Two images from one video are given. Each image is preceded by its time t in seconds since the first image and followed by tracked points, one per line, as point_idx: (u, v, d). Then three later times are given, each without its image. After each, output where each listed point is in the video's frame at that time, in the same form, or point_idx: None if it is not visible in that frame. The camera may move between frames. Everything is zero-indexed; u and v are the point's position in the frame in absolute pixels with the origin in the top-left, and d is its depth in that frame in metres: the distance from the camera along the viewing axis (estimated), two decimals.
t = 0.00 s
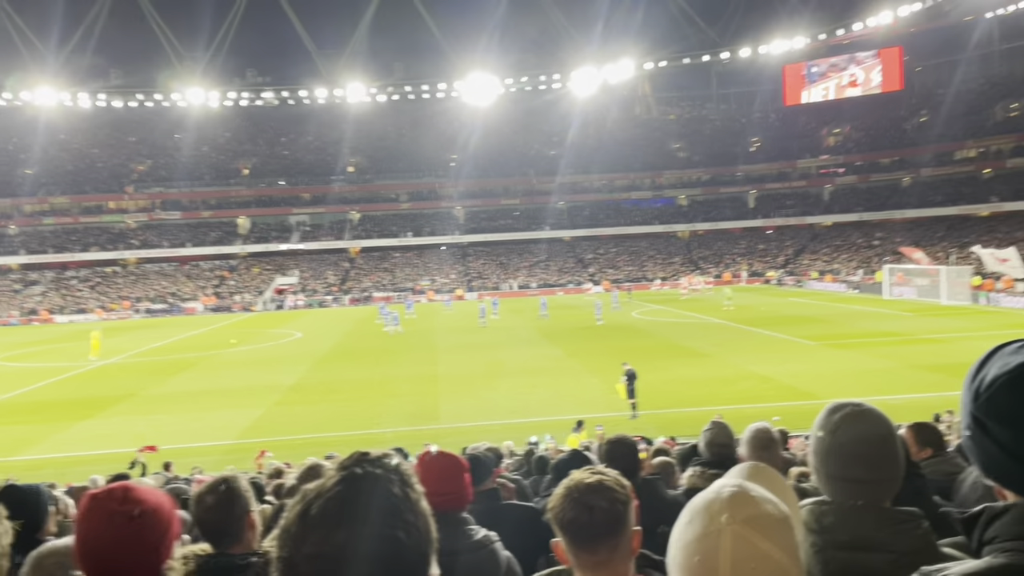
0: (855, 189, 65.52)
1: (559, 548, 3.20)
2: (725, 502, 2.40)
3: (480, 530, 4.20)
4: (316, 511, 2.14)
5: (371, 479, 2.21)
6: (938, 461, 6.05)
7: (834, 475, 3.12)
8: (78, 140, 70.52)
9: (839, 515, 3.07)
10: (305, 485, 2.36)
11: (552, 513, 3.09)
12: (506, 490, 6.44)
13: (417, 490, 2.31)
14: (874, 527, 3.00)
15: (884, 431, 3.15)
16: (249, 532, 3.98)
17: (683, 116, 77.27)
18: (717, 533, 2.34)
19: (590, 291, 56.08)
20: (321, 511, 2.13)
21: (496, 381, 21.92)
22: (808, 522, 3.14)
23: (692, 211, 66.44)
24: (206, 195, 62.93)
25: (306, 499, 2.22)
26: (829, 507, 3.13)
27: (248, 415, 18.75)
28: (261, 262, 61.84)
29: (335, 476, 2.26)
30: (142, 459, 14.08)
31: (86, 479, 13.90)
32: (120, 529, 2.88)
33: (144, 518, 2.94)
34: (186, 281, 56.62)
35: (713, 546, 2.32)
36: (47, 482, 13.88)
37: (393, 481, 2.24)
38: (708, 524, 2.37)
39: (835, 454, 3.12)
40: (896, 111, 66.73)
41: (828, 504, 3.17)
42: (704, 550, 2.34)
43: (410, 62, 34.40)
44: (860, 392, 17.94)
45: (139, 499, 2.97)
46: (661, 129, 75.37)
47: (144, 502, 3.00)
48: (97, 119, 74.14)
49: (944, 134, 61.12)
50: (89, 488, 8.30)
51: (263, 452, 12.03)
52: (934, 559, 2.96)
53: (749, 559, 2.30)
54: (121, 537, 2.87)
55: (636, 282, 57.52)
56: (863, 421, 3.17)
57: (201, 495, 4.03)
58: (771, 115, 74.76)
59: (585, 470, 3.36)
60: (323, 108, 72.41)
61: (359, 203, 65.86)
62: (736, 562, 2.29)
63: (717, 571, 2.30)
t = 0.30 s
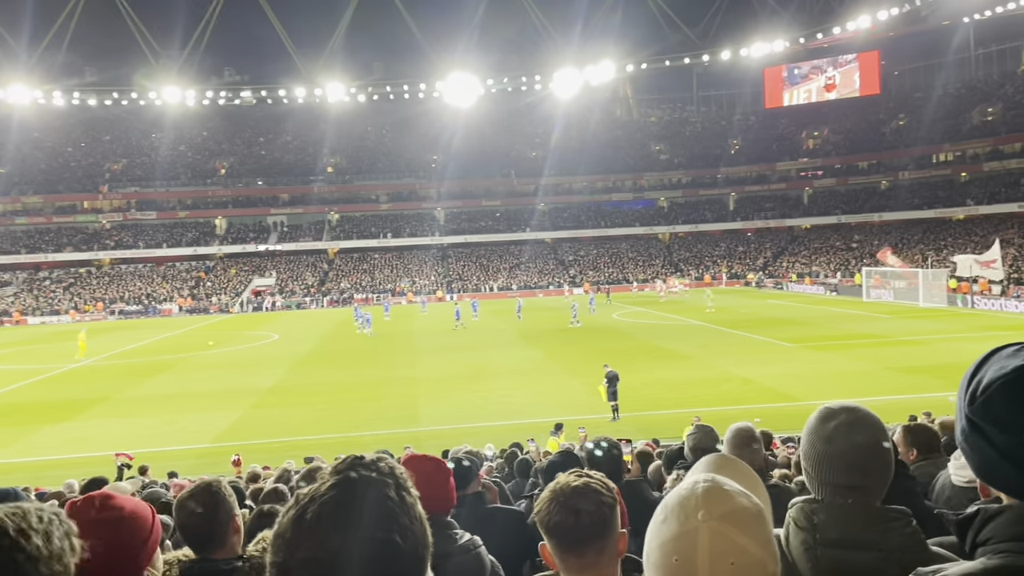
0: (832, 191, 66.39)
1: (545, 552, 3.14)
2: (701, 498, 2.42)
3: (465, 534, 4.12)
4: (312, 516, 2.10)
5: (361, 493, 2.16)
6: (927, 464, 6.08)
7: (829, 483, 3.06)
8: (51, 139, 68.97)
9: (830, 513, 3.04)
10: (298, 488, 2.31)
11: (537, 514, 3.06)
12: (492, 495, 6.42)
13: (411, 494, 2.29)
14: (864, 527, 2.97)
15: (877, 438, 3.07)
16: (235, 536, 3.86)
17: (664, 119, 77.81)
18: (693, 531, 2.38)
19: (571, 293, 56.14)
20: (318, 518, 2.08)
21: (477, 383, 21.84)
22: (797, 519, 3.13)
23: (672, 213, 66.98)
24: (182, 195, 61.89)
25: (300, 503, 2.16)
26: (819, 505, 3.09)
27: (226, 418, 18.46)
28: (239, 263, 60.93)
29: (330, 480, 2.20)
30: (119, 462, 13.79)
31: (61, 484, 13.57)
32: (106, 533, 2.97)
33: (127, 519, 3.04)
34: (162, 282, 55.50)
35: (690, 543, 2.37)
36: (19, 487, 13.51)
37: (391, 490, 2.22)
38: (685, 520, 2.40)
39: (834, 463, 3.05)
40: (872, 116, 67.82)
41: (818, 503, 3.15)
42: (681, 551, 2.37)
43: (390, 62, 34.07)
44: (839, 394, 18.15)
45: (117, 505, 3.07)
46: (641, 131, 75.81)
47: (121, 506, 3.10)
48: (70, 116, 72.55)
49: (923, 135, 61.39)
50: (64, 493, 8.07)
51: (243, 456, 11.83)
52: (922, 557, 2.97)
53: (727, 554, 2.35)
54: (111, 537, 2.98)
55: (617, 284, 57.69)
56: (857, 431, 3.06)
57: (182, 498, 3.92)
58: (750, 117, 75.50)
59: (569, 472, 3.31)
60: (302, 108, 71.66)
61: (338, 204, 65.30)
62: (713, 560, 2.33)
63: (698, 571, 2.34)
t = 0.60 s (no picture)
0: (813, 193, 67.18)
1: (529, 554, 3.11)
2: (690, 487, 2.46)
3: (450, 537, 4.12)
4: (317, 515, 2.16)
5: (356, 488, 2.20)
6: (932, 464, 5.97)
7: (819, 484, 3.06)
8: (28, 136, 67.78)
9: (820, 512, 3.04)
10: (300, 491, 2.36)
11: (521, 518, 3.02)
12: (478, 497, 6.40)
13: (413, 492, 2.33)
14: (853, 525, 2.99)
15: (867, 438, 3.07)
16: (218, 538, 3.84)
17: (647, 120, 78.31)
18: (683, 518, 2.41)
19: (555, 293, 56.25)
20: (323, 515, 2.14)
21: (461, 383, 21.77)
22: (787, 518, 3.14)
23: (655, 213, 67.44)
24: (163, 194, 61.13)
25: (305, 503, 2.22)
26: (808, 502, 3.10)
27: (207, 418, 18.22)
28: (220, 262, 60.26)
29: (331, 482, 2.26)
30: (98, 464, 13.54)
31: (37, 486, 13.30)
32: (145, 504, 2.85)
33: (168, 492, 2.91)
34: (142, 281, 54.69)
35: (681, 532, 2.39)
36: None
37: (392, 485, 2.24)
38: (674, 506, 2.44)
39: (822, 464, 3.05)
40: (852, 118, 68.74)
41: (807, 501, 3.14)
42: (673, 537, 2.39)
43: (374, 62, 33.89)
44: (820, 394, 18.35)
45: (161, 473, 2.96)
46: (624, 132, 76.30)
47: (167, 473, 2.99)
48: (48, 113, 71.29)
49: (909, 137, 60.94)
50: (40, 495, 7.90)
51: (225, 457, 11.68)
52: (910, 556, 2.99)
53: (715, 540, 2.38)
54: (150, 510, 2.86)
55: (600, 284, 57.88)
56: (848, 432, 3.06)
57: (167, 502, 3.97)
58: (732, 119, 76.18)
59: (551, 475, 3.32)
60: (284, 106, 71.12)
61: (321, 203, 64.85)
62: (704, 548, 2.37)
63: (686, 563, 2.37)
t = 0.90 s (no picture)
0: (794, 193, 67.94)
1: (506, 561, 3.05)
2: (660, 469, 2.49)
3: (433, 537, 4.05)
4: (319, 509, 2.12)
5: (356, 493, 2.12)
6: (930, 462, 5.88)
7: (802, 486, 3.06)
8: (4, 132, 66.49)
9: (807, 513, 3.03)
10: (298, 488, 2.34)
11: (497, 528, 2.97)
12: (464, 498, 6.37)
13: (410, 488, 2.30)
14: (840, 523, 3.00)
15: (846, 437, 3.09)
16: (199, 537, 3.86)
17: (630, 120, 78.70)
18: (652, 502, 2.42)
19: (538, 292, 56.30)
20: (326, 510, 2.10)
21: (445, 383, 21.68)
22: (774, 519, 3.11)
23: (637, 213, 67.75)
24: (143, 191, 60.23)
25: (306, 498, 2.18)
26: (796, 502, 3.09)
27: (188, 418, 17.94)
28: (201, 261, 59.55)
29: (332, 477, 2.23)
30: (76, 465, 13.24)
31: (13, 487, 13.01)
32: (188, 489, 2.92)
33: (205, 479, 2.97)
34: (121, 280, 53.85)
35: (649, 516, 2.40)
36: None
37: (390, 481, 2.23)
38: (643, 490, 2.45)
39: (801, 465, 3.06)
40: (832, 119, 69.53)
41: (793, 501, 3.13)
42: (640, 518, 2.41)
43: (357, 61, 33.68)
44: (801, 393, 18.53)
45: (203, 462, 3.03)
46: (607, 132, 76.65)
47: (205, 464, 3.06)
48: (24, 110, 69.89)
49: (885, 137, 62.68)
50: (17, 497, 7.71)
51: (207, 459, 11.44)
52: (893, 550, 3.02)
53: (682, 519, 2.38)
54: (189, 495, 2.92)
55: (584, 284, 58.03)
56: (828, 434, 3.07)
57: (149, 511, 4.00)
58: (715, 119, 76.78)
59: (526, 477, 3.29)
60: (266, 104, 70.47)
61: (303, 201, 64.27)
62: (671, 526, 2.38)
63: (658, 541, 2.38)
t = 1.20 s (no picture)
0: (779, 193, 68.47)
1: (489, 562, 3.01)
2: (632, 457, 2.62)
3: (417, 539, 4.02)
4: (301, 506, 2.08)
5: (340, 489, 2.11)
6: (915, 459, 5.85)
7: (783, 490, 3.08)
8: None
9: (789, 514, 3.02)
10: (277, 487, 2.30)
11: (481, 529, 2.94)
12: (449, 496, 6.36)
13: (389, 488, 2.25)
14: (824, 525, 2.99)
15: (827, 442, 3.13)
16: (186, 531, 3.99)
17: (617, 120, 78.93)
18: (627, 487, 2.55)
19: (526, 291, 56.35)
20: (306, 508, 2.07)
21: (432, 382, 21.62)
22: (757, 521, 3.07)
23: (625, 212, 68.02)
24: (128, 190, 59.66)
25: (287, 497, 2.15)
26: (779, 504, 3.07)
27: (174, 418, 17.76)
28: (186, 260, 59.02)
29: (312, 477, 2.18)
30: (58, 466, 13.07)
31: None
32: (203, 493, 2.89)
33: (222, 481, 2.95)
34: (105, 279, 53.22)
35: (623, 500, 2.53)
36: None
37: (366, 478, 2.21)
38: (618, 475, 2.59)
39: (781, 471, 3.09)
40: (817, 120, 70.17)
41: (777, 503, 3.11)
42: (616, 502, 2.54)
43: (343, 59, 33.55)
44: (786, 391, 18.67)
45: (221, 467, 3.01)
46: (595, 132, 76.88)
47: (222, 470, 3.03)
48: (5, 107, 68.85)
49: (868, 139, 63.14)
50: None
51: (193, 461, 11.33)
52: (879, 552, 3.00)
53: (657, 502, 2.51)
54: (203, 500, 2.89)
55: (571, 283, 58.19)
56: (807, 438, 3.12)
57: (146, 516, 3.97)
58: (701, 120, 77.23)
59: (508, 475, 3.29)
60: (252, 102, 69.97)
61: (290, 200, 63.86)
62: (645, 512, 2.51)
63: (632, 524, 2.50)
